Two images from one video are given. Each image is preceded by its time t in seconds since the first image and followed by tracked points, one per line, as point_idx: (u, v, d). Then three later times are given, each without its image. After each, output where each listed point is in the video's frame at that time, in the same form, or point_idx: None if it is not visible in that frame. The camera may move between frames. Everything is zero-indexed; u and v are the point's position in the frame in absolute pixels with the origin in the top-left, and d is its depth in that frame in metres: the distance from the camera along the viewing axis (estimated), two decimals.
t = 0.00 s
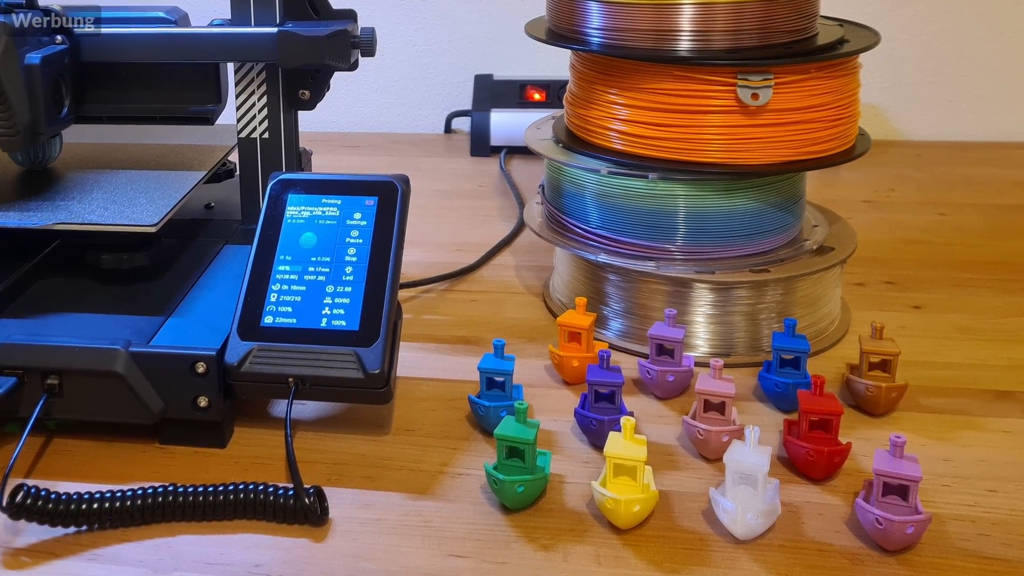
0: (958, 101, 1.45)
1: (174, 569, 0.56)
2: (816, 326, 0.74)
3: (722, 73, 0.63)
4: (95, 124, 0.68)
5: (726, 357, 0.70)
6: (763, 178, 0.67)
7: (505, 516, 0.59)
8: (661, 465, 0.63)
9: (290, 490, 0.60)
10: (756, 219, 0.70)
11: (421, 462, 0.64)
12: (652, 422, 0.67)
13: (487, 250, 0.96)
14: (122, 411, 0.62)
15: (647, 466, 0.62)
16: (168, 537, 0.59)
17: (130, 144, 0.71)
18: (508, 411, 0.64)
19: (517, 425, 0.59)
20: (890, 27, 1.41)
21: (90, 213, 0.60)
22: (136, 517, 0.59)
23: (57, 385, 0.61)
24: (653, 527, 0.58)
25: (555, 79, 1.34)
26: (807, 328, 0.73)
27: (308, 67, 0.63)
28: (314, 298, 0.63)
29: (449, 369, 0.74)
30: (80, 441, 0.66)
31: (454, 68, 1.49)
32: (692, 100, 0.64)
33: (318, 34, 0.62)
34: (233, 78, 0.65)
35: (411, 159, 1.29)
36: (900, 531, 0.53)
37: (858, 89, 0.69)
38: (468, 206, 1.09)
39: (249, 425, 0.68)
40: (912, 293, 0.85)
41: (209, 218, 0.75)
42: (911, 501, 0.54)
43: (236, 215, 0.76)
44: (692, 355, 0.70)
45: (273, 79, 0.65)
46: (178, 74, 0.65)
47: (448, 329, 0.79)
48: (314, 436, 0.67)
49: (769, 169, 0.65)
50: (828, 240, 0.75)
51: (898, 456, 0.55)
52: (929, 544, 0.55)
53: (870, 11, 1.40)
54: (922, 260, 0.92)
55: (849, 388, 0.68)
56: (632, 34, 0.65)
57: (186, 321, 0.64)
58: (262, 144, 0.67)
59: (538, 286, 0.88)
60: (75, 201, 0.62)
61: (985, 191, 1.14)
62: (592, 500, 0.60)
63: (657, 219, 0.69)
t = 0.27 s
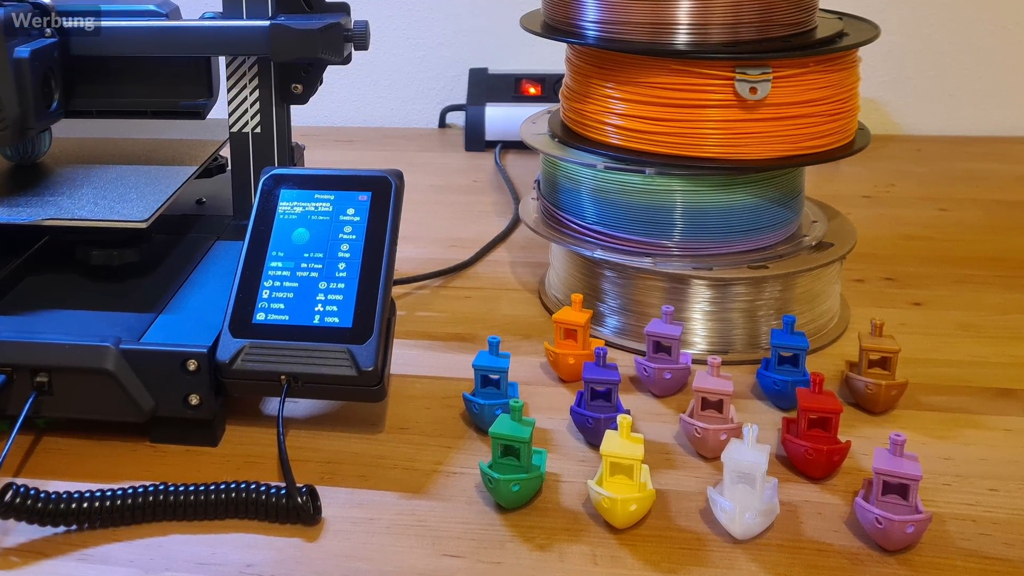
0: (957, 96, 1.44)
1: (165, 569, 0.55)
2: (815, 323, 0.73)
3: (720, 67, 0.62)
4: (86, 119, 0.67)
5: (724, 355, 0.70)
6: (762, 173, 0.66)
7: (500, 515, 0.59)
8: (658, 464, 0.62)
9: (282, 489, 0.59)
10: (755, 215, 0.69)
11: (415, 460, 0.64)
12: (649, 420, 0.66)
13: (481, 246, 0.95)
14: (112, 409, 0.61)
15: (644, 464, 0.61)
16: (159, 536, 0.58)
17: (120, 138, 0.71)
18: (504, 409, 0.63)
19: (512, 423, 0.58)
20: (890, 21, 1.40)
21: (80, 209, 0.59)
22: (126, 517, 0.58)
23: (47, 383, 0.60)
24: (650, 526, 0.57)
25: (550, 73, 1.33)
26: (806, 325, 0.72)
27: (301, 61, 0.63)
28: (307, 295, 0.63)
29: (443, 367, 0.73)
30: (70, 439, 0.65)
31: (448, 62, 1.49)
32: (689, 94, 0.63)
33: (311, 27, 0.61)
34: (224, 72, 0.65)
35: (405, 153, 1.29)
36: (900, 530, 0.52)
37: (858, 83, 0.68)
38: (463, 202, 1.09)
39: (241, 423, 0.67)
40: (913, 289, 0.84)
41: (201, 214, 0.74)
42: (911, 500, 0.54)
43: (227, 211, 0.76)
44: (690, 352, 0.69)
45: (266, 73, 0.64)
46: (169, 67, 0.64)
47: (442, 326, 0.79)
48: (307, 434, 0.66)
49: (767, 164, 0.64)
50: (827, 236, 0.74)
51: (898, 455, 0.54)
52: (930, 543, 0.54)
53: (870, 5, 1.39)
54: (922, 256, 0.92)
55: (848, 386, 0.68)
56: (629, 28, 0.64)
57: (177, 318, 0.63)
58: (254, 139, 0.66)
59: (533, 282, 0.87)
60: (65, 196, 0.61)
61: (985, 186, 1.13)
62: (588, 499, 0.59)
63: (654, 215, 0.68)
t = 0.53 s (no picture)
0: (956, 91, 1.44)
1: (156, 569, 0.54)
2: (814, 320, 0.72)
3: (718, 61, 0.62)
4: (75, 113, 0.66)
5: (722, 352, 0.69)
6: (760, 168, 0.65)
7: (495, 515, 0.58)
8: (655, 463, 0.61)
9: (274, 488, 0.58)
10: (753, 210, 0.68)
11: (409, 459, 0.63)
12: (645, 418, 0.65)
13: (476, 242, 0.94)
14: (102, 407, 0.60)
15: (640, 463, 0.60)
16: (150, 536, 0.57)
17: (111, 133, 0.70)
18: (499, 407, 0.62)
19: (507, 422, 0.57)
20: (890, 14, 1.39)
21: (70, 204, 0.59)
22: (117, 516, 0.57)
23: (36, 380, 0.59)
24: (646, 526, 0.56)
25: (546, 67, 1.33)
26: (805, 322, 0.71)
27: (293, 55, 0.62)
28: (299, 291, 0.62)
29: (437, 364, 0.72)
30: (59, 438, 0.64)
31: (443, 56, 1.48)
32: (686, 88, 0.63)
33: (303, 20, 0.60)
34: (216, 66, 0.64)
35: (398, 148, 1.28)
36: (900, 530, 0.51)
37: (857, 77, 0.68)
38: (458, 197, 1.08)
39: (233, 421, 0.66)
40: (913, 286, 0.83)
41: (192, 209, 0.73)
42: (912, 499, 0.53)
43: (219, 206, 0.75)
44: (687, 349, 0.68)
45: (257, 67, 0.64)
46: (161, 60, 0.63)
47: (437, 323, 0.78)
48: (299, 433, 0.65)
49: (766, 159, 0.63)
50: (826, 232, 0.73)
51: (899, 454, 0.53)
52: (930, 543, 0.54)
53: None
54: (922, 252, 0.91)
55: (847, 383, 0.67)
56: (625, 21, 0.63)
57: (168, 315, 0.62)
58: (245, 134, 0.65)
59: (529, 279, 0.86)
60: (55, 192, 0.60)
61: (987, 181, 1.13)
62: (584, 499, 0.59)
63: (652, 210, 0.68)
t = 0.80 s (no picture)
0: (954, 87, 1.43)
1: (147, 569, 0.53)
2: (813, 317, 0.72)
3: (716, 54, 0.61)
4: (65, 108, 0.66)
5: (720, 349, 0.68)
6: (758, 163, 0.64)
7: (490, 514, 0.57)
8: (652, 461, 0.61)
9: (266, 487, 0.57)
10: (751, 206, 0.67)
11: (403, 458, 0.62)
12: (642, 416, 0.64)
13: (471, 238, 0.93)
14: (91, 405, 0.60)
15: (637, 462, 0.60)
16: (141, 535, 0.56)
17: (100, 128, 0.69)
18: (493, 405, 0.62)
19: (502, 420, 0.57)
20: (890, 7, 1.39)
21: (59, 200, 0.58)
22: (107, 516, 0.56)
23: (25, 378, 0.59)
24: (643, 525, 0.55)
25: (541, 61, 1.32)
26: (803, 318, 0.70)
27: (286, 47, 0.61)
28: (292, 288, 0.61)
29: (432, 362, 0.72)
30: (49, 436, 0.63)
31: (437, 50, 1.47)
32: (684, 82, 0.62)
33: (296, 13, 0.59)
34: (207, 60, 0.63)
35: (392, 143, 1.27)
36: (900, 529, 0.51)
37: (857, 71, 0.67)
38: (452, 193, 1.07)
39: (225, 419, 0.65)
40: (913, 283, 0.83)
41: (183, 205, 0.72)
42: (912, 498, 0.52)
43: (211, 202, 0.74)
44: (684, 347, 0.67)
45: (250, 60, 0.63)
46: (152, 53, 0.63)
47: (431, 320, 0.77)
48: (292, 431, 0.64)
49: (764, 154, 0.62)
50: (825, 228, 0.72)
51: (898, 452, 0.53)
52: (930, 543, 0.53)
53: None
54: (922, 248, 0.90)
55: (846, 381, 0.66)
56: (622, 14, 0.63)
57: (158, 311, 0.61)
58: (238, 128, 0.65)
59: (524, 276, 0.85)
60: (44, 187, 0.60)
61: (988, 176, 1.12)
62: (580, 498, 0.58)
63: (649, 206, 0.67)
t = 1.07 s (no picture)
0: (953, 82, 1.43)
1: (138, 569, 0.53)
2: (812, 314, 0.71)
3: (714, 48, 0.60)
4: (55, 102, 0.65)
5: (718, 347, 0.67)
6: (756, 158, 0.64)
7: (485, 513, 0.56)
8: (649, 460, 0.60)
9: (258, 486, 0.57)
10: (749, 202, 0.67)
11: (397, 456, 0.61)
12: (639, 414, 0.64)
13: (466, 234, 0.92)
14: (82, 403, 0.59)
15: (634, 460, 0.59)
16: (132, 535, 0.56)
17: (91, 123, 0.68)
18: (489, 403, 0.61)
19: (497, 418, 0.56)
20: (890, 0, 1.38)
21: (49, 195, 0.57)
22: (98, 515, 0.56)
23: (14, 376, 0.58)
24: (640, 524, 0.55)
25: (537, 55, 1.32)
26: (802, 315, 0.70)
27: (278, 42, 0.60)
28: (285, 285, 0.60)
29: (426, 359, 0.71)
30: (39, 435, 0.62)
31: (432, 43, 1.47)
32: (681, 76, 0.61)
33: (289, 6, 0.58)
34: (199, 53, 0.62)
35: (386, 138, 1.26)
36: (900, 529, 0.50)
37: (856, 65, 0.66)
38: (447, 188, 1.06)
39: (217, 417, 0.65)
40: (913, 279, 0.82)
41: (174, 200, 0.71)
42: (912, 497, 0.51)
43: (203, 198, 0.73)
44: (682, 344, 0.66)
45: (241, 54, 0.62)
46: (144, 47, 0.62)
47: (425, 317, 0.76)
48: (284, 430, 0.63)
49: (762, 149, 0.62)
50: (825, 224, 0.72)
51: (899, 451, 0.52)
52: (930, 542, 0.52)
53: None
54: (922, 244, 0.89)
55: (846, 379, 0.65)
56: (619, 7, 0.62)
57: (150, 308, 0.61)
58: (229, 123, 0.64)
59: (520, 272, 0.85)
60: (34, 182, 0.59)
61: (989, 172, 1.11)
62: (576, 497, 0.57)
63: (646, 201, 0.66)
